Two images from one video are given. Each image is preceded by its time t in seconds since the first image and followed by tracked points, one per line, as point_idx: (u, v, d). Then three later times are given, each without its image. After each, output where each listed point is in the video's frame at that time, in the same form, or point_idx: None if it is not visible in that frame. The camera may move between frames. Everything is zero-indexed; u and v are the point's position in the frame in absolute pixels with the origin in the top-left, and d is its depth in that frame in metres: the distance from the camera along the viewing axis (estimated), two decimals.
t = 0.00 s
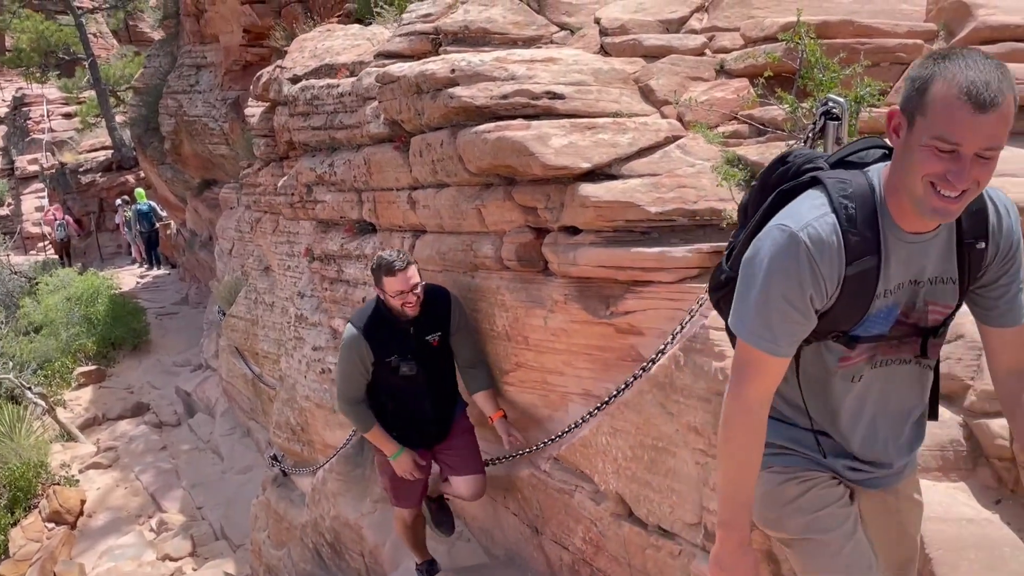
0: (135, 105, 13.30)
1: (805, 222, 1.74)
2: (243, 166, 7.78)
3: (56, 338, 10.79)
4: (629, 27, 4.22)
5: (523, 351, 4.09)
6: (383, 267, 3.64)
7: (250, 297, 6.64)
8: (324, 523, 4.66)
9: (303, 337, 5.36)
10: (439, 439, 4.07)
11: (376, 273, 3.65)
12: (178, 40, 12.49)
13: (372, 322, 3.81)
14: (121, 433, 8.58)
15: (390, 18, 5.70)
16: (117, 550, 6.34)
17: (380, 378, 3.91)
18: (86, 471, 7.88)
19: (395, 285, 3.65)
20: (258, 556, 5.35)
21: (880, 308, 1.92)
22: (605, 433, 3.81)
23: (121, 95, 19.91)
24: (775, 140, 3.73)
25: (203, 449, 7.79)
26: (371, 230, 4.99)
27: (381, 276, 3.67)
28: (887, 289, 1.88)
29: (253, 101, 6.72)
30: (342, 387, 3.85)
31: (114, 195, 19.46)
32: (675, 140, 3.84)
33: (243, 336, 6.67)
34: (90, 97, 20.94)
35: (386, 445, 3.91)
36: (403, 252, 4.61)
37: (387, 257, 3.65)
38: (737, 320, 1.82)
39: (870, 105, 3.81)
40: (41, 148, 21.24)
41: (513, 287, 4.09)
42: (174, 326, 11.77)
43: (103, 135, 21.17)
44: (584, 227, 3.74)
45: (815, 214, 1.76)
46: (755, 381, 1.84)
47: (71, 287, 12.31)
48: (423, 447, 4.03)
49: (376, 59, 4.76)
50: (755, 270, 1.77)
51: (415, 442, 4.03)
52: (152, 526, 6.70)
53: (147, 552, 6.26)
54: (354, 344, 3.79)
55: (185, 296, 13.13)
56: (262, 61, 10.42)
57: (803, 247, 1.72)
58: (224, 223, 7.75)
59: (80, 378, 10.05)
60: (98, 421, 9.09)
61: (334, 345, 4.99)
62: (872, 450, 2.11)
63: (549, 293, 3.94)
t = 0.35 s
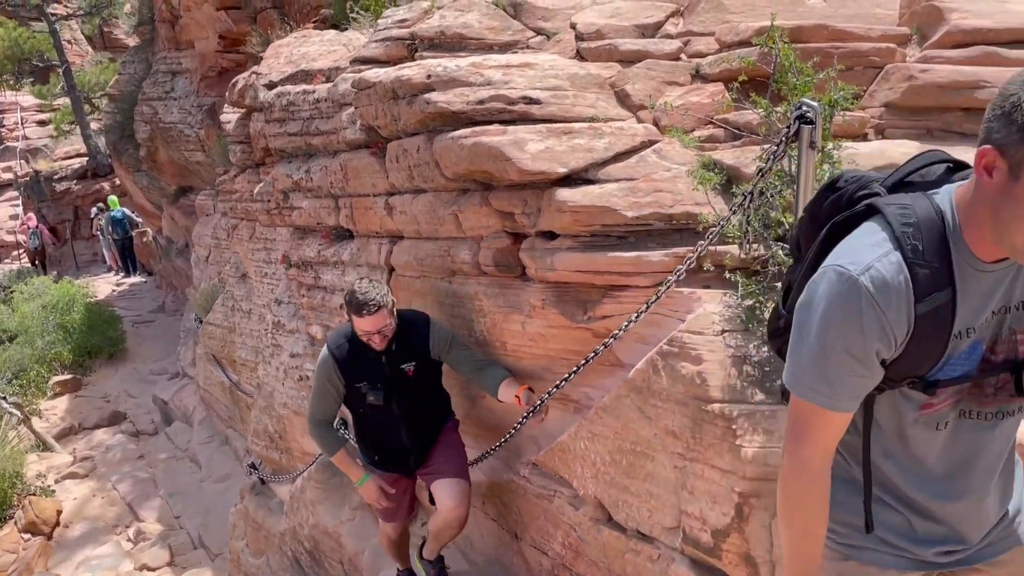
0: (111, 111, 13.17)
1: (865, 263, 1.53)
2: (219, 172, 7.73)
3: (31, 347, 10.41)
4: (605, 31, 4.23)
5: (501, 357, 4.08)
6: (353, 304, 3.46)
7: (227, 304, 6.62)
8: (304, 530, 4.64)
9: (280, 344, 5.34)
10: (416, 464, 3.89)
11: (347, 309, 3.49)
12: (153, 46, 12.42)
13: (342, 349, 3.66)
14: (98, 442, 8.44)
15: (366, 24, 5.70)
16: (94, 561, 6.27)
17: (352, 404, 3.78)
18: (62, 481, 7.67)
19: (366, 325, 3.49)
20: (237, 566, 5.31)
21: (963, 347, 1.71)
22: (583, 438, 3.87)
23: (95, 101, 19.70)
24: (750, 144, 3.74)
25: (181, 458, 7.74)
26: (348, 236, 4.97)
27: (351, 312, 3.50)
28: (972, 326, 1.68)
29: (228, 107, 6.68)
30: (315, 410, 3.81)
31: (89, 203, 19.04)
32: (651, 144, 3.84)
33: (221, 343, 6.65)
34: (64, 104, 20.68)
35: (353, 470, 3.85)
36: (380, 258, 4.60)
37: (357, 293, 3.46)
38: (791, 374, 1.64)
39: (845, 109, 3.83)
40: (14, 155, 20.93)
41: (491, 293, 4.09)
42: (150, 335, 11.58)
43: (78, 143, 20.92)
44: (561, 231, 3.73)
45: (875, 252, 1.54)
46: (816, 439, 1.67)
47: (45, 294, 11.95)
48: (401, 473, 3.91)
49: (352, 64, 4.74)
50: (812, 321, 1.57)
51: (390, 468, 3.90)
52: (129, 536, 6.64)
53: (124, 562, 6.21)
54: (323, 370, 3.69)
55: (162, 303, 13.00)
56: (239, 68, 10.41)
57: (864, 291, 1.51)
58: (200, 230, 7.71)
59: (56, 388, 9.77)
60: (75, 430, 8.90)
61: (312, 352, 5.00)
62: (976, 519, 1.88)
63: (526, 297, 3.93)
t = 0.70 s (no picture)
0: (93, 114, 13.09)
1: None
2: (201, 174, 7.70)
3: (13, 350, 10.13)
4: (587, 31, 4.23)
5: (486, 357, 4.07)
6: (353, 279, 3.28)
7: (210, 306, 6.61)
8: (288, 533, 4.63)
9: (264, 346, 5.32)
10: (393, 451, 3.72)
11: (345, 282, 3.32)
12: (135, 48, 12.36)
13: (330, 316, 3.51)
14: (81, 446, 8.38)
15: (348, 25, 5.69)
16: (78, 565, 6.23)
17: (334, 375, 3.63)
18: (45, 485, 7.63)
19: (363, 302, 3.32)
20: (221, 569, 5.30)
21: None
22: (568, 438, 3.87)
23: (77, 104, 19.54)
24: (732, 144, 3.75)
25: (165, 461, 7.72)
26: (331, 238, 4.96)
27: (349, 286, 3.32)
28: None
29: (210, 108, 6.65)
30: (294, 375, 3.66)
31: (71, 207, 18.84)
32: (634, 144, 3.85)
33: (204, 346, 6.63)
34: (44, 106, 20.48)
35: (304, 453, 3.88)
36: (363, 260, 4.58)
37: (359, 268, 3.28)
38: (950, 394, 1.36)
39: (827, 108, 3.81)
40: None
41: (474, 294, 4.09)
42: (133, 338, 11.53)
43: (59, 145, 20.72)
44: (544, 232, 3.73)
45: None
46: (959, 488, 1.35)
47: (25, 297, 11.74)
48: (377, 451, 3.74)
49: (334, 66, 4.73)
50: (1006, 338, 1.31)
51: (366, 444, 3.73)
52: (113, 540, 6.62)
53: (108, 566, 6.18)
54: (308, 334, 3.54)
55: (145, 306, 12.94)
56: (221, 70, 10.39)
57: None
58: (183, 232, 7.68)
59: (39, 392, 9.72)
60: (57, 434, 8.82)
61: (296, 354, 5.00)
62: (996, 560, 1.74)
63: (509, 298, 3.94)
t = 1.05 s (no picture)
0: (83, 113, 13.03)
1: None
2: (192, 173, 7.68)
3: (3, 350, 10.17)
4: (578, 30, 4.22)
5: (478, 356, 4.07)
6: (336, 307, 3.02)
7: (201, 306, 6.59)
8: (280, 532, 4.62)
9: (255, 346, 5.31)
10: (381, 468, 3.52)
11: (326, 313, 3.05)
12: (126, 47, 12.31)
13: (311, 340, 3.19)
14: (71, 446, 8.36)
15: (339, 24, 5.67)
16: (69, 565, 6.23)
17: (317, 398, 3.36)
18: (35, 485, 7.61)
19: (348, 333, 3.08)
20: (212, 569, 5.29)
21: None
22: (560, 437, 3.87)
23: (67, 103, 19.44)
24: (723, 143, 3.73)
25: (155, 461, 7.70)
26: (322, 237, 4.95)
27: (332, 314, 3.05)
28: None
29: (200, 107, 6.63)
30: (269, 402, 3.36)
31: (62, 206, 18.73)
32: (625, 142, 3.84)
33: (195, 346, 6.62)
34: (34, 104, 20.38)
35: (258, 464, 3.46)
36: (355, 259, 4.57)
37: (340, 296, 3.01)
38: None
39: (817, 106, 3.82)
40: None
41: (465, 293, 4.08)
42: (125, 338, 11.50)
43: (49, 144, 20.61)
44: (536, 230, 3.73)
45: None
46: None
47: (16, 297, 11.68)
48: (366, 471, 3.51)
49: (325, 64, 4.72)
50: None
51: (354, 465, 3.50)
52: (104, 540, 6.61)
53: (100, 566, 6.17)
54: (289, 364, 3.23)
55: (137, 305, 12.91)
56: (211, 69, 10.36)
57: None
58: (173, 232, 7.66)
59: (29, 392, 9.71)
60: (47, 434, 8.77)
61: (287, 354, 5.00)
62: None
63: (500, 297, 3.93)
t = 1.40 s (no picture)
0: (83, 110, 13.03)
1: None
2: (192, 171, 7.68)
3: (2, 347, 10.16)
4: (578, 28, 4.20)
5: (476, 355, 4.07)
6: (317, 258, 2.82)
7: (201, 303, 6.59)
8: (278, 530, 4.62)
9: (254, 343, 5.31)
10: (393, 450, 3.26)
11: (308, 269, 2.82)
12: (126, 45, 12.30)
13: (295, 324, 2.89)
14: (71, 443, 8.36)
15: (338, 21, 5.67)
16: (68, 562, 6.24)
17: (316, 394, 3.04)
18: (35, 482, 7.62)
19: (340, 281, 2.85)
20: (212, 566, 5.29)
21: None
22: (559, 435, 3.87)
23: (68, 101, 19.44)
24: (723, 141, 3.71)
25: (155, 458, 7.70)
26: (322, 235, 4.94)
27: (315, 270, 2.83)
28: None
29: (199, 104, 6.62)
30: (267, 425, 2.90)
31: (62, 204, 18.69)
32: (625, 140, 3.84)
33: (195, 343, 6.62)
34: (33, 101, 20.37)
35: (268, 521, 2.97)
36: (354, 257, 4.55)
37: (317, 245, 2.83)
38: None
39: (817, 104, 3.80)
40: None
41: (465, 291, 4.07)
42: (126, 336, 11.49)
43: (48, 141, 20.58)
44: (535, 228, 3.72)
45: None
46: None
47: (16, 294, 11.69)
48: (379, 457, 3.28)
49: (324, 62, 4.71)
50: None
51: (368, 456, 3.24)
52: (103, 537, 6.61)
53: (99, 563, 6.18)
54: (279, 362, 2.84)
55: (137, 303, 12.91)
56: (211, 66, 10.35)
57: None
58: (172, 229, 7.66)
59: (28, 389, 9.70)
60: (47, 431, 8.78)
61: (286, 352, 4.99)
62: None
63: (500, 295, 3.93)
